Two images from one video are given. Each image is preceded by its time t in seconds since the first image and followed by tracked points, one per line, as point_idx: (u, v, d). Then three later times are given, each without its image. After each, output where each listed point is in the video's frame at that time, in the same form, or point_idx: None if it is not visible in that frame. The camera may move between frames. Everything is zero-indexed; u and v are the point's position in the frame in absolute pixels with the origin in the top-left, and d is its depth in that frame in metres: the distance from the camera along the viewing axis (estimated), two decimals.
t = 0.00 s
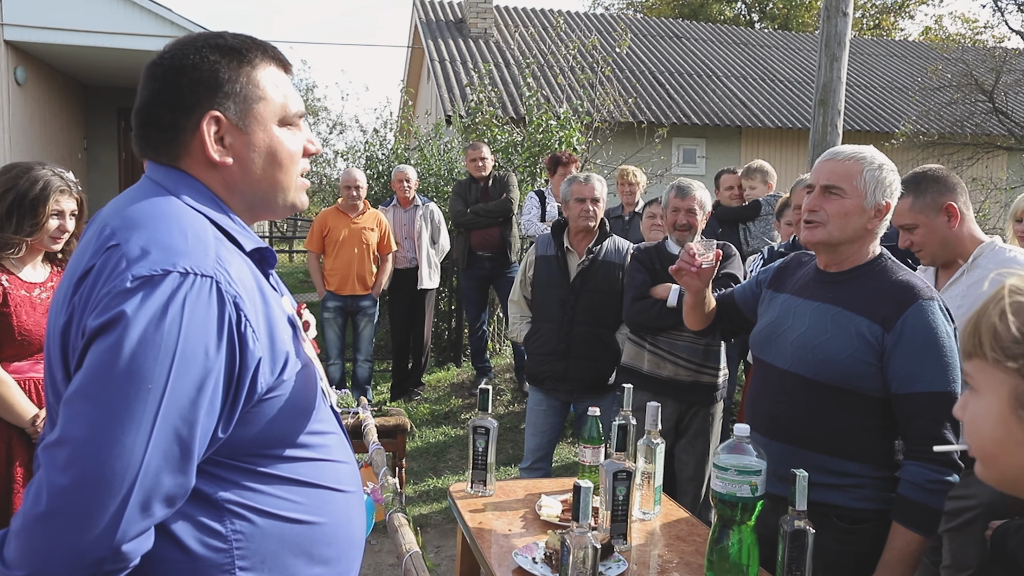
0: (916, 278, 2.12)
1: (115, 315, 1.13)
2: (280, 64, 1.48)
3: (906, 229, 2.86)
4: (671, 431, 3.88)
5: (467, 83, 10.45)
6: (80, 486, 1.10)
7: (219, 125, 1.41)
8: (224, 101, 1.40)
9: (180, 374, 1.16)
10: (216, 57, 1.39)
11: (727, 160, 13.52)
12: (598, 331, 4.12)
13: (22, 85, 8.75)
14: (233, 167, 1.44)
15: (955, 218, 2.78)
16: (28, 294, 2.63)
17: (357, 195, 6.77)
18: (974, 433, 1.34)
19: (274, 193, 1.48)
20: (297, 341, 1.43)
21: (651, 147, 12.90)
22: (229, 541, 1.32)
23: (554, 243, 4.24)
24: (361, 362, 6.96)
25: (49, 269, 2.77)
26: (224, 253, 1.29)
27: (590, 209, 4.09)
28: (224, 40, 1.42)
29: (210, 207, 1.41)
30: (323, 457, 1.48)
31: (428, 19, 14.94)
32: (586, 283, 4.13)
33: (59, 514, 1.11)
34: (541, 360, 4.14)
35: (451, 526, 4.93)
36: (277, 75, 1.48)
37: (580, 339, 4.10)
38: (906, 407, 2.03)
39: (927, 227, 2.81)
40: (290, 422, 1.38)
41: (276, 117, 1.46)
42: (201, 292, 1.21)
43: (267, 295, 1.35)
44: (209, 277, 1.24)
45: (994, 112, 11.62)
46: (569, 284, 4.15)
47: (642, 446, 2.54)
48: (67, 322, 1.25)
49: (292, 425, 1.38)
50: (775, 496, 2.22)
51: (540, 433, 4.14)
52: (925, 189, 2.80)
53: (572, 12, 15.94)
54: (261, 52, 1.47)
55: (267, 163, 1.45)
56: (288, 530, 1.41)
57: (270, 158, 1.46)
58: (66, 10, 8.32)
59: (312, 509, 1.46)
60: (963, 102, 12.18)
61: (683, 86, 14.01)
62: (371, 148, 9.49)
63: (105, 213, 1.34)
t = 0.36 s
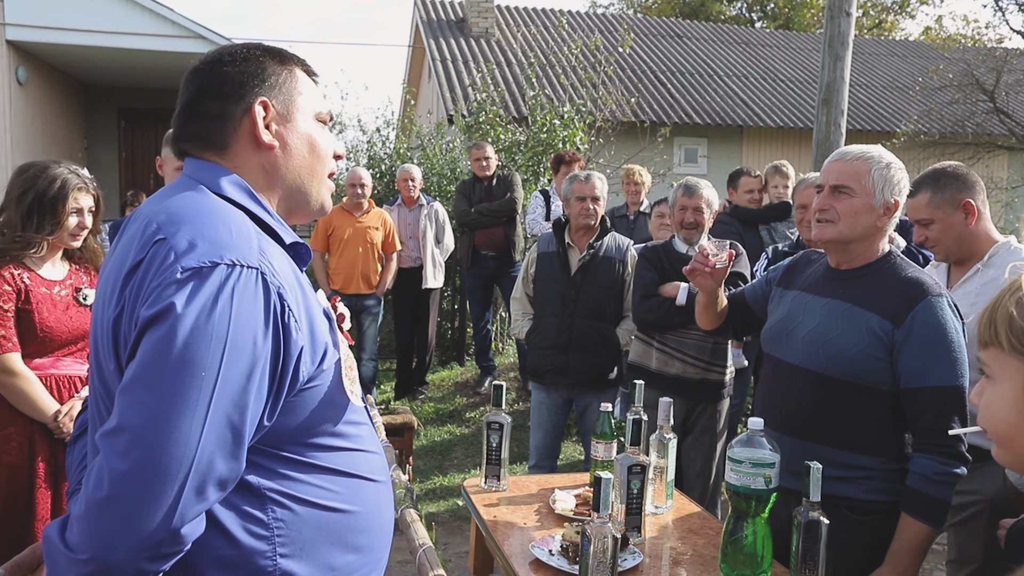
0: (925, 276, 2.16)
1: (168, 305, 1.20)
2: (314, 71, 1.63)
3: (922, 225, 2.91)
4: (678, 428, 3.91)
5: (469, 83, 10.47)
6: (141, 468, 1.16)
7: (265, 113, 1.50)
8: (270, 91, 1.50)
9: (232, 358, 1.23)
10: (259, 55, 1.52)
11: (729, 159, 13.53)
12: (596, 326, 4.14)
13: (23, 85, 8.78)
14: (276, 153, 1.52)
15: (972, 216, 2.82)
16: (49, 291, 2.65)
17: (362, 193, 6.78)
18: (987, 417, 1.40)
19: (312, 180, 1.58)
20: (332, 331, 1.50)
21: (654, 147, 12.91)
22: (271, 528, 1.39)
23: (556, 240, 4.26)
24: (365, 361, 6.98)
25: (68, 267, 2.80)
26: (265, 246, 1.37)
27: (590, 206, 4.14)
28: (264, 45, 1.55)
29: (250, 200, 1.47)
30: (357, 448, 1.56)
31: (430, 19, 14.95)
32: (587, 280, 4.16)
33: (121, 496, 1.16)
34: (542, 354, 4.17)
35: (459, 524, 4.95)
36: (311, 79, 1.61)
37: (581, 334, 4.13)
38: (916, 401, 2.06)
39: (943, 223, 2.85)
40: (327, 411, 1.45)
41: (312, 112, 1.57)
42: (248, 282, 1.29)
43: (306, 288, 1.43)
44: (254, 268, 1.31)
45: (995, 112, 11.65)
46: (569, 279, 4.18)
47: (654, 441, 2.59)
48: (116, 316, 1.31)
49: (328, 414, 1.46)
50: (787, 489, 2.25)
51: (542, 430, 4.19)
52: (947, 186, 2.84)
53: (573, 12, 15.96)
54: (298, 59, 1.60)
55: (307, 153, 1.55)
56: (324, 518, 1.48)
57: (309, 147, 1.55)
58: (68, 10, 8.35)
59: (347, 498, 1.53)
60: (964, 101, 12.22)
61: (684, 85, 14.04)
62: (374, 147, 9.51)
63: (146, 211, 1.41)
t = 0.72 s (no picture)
0: (918, 269, 2.19)
1: (191, 291, 1.23)
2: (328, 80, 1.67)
3: (900, 211, 2.97)
4: (676, 424, 3.94)
5: (466, 82, 10.49)
6: (168, 450, 1.18)
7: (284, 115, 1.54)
8: (289, 95, 1.54)
9: (255, 343, 1.26)
10: (280, 60, 1.56)
11: (725, 159, 13.58)
12: (576, 318, 4.21)
13: (20, 85, 8.81)
14: (292, 155, 1.55)
15: (946, 209, 2.95)
16: (54, 288, 2.67)
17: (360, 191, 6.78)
18: (970, 404, 1.43)
19: (324, 183, 1.61)
20: (343, 323, 1.53)
21: (650, 146, 12.94)
22: (284, 515, 1.42)
23: (537, 239, 4.34)
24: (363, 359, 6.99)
25: (72, 265, 2.82)
26: (281, 238, 1.41)
27: (563, 204, 4.21)
28: (287, 51, 1.59)
29: (263, 196, 1.49)
30: (366, 438, 1.59)
31: (427, 19, 14.97)
32: (566, 274, 4.24)
33: (148, 478, 1.18)
34: (526, 349, 4.28)
35: (457, 520, 4.97)
36: (326, 88, 1.65)
37: (562, 327, 4.21)
38: (911, 393, 2.10)
39: (922, 212, 2.94)
40: (339, 399, 1.49)
41: (326, 116, 1.61)
42: (267, 271, 1.32)
43: (318, 279, 1.46)
44: (272, 257, 1.35)
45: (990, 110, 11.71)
46: (550, 274, 4.26)
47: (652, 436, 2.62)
48: (135, 305, 1.34)
49: (339, 403, 1.49)
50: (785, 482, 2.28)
51: (536, 426, 4.30)
52: (932, 177, 2.91)
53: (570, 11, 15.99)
54: (316, 68, 1.65)
55: (321, 156, 1.59)
56: (336, 506, 1.51)
57: (323, 151, 1.59)
58: (65, 10, 8.38)
59: (357, 486, 1.56)
60: (959, 100, 12.28)
61: (680, 85, 14.09)
62: (371, 147, 9.53)
63: (163, 205, 1.43)
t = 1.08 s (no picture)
0: (902, 265, 2.22)
1: (191, 283, 1.25)
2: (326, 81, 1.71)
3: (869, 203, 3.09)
4: (668, 421, 3.98)
5: (462, 82, 10.53)
6: (171, 439, 1.21)
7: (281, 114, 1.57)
8: (286, 94, 1.57)
9: (255, 334, 1.29)
10: (279, 60, 1.59)
11: (721, 158, 13.63)
12: (558, 317, 4.26)
13: (17, 84, 8.83)
14: (289, 152, 1.58)
15: (911, 205, 3.07)
16: (51, 286, 2.70)
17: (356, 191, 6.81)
18: (944, 390, 1.46)
19: (321, 181, 1.64)
20: (339, 316, 1.57)
21: (646, 146, 12.97)
22: (282, 503, 1.45)
23: (519, 239, 4.39)
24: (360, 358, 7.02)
25: (70, 262, 2.85)
26: (279, 232, 1.44)
27: (543, 202, 4.26)
28: (285, 52, 1.63)
29: (260, 192, 1.52)
30: (361, 429, 1.63)
31: (423, 19, 15.01)
32: (547, 272, 4.28)
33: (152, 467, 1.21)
34: (508, 347, 4.34)
35: (452, 517, 5.00)
36: (323, 89, 1.68)
37: (542, 325, 4.26)
38: (895, 387, 2.13)
39: (890, 206, 3.06)
40: (335, 390, 1.52)
41: (323, 116, 1.65)
42: (265, 264, 1.35)
43: (314, 272, 1.49)
44: (269, 251, 1.38)
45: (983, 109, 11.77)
46: (531, 273, 4.31)
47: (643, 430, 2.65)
48: (137, 298, 1.37)
49: (335, 393, 1.52)
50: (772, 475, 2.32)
51: (524, 422, 4.37)
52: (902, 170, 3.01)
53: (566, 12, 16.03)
54: (314, 69, 1.69)
55: (318, 154, 1.62)
56: (333, 494, 1.54)
57: (320, 150, 1.62)
58: (62, 10, 8.40)
59: (353, 476, 1.59)
60: (954, 100, 12.34)
61: (676, 84, 14.14)
62: (367, 147, 9.56)
63: (162, 201, 1.46)
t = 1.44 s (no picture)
0: (879, 262, 2.27)
1: (172, 286, 1.27)
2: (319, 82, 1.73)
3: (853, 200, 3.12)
4: (655, 419, 4.01)
5: (456, 83, 10.55)
6: (153, 437, 1.23)
7: (268, 114, 1.58)
8: (274, 95, 1.59)
9: (236, 335, 1.31)
10: (268, 61, 1.61)
11: (715, 158, 13.67)
12: (547, 315, 4.28)
13: (10, 84, 8.81)
14: (275, 154, 1.60)
15: (894, 204, 3.12)
16: (39, 285, 2.72)
17: (348, 190, 6.85)
18: (901, 381, 1.49)
19: (305, 183, 1.66)
20: (321, 314, 1.59)
21: (639, 145, 13.01)
22: (265, 498, 1.48)
23: (507, 238, 4.43)
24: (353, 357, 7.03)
25: (59, 262, 2.87)
26: (260, 233, 1.46)
27: (531, 202, 4.29)
28: (276, 52, 1.64)
29: (244, 192, 1.54)
30: (345, 425, 1.65)
31: (418, 19, 15.03)
32: (536, 272, 4.31)
33: (135, 466, 1.23)
34: (499, 345, 4.35)
35: (444, 515, 5.02)
36: (313, 90, 1.70)
37: (532, 324, 4.28)
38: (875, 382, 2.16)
39: (873, 203, 3.10)
40: (318, 387, 1.54)
41: (311, 117, 1.66)
42: (246, 265, 1.37)
43: (296, 271, 1.51)
44: (251, 252, 1.40)
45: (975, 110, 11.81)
46: (521, 272, 4.33)
47: (627, 426, 2.68)
48: (121, 298, 1.39)
49: (319, 390, 1.55)
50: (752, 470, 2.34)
51: (514, 420, 4.40)
52: (885, 170, 3.08)
53: (560, 12, 16.05)
54: (305, 69, 1.70)
55: (303, 156, 1.64)
56: (315, 490, 1.56)
57: (307, 151, 1.64)
58: (55, 10, 8.39)
59: (336, 471, 1.62)
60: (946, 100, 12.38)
61: (670, 84, 14.18)
62: (361, 147, 9.58)
63: (146, 201, 1.48)
